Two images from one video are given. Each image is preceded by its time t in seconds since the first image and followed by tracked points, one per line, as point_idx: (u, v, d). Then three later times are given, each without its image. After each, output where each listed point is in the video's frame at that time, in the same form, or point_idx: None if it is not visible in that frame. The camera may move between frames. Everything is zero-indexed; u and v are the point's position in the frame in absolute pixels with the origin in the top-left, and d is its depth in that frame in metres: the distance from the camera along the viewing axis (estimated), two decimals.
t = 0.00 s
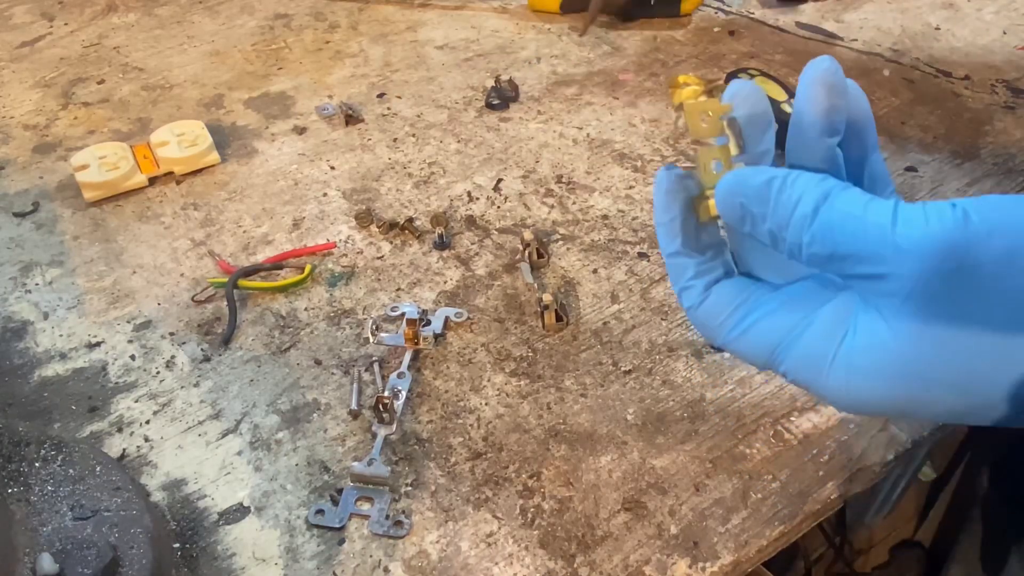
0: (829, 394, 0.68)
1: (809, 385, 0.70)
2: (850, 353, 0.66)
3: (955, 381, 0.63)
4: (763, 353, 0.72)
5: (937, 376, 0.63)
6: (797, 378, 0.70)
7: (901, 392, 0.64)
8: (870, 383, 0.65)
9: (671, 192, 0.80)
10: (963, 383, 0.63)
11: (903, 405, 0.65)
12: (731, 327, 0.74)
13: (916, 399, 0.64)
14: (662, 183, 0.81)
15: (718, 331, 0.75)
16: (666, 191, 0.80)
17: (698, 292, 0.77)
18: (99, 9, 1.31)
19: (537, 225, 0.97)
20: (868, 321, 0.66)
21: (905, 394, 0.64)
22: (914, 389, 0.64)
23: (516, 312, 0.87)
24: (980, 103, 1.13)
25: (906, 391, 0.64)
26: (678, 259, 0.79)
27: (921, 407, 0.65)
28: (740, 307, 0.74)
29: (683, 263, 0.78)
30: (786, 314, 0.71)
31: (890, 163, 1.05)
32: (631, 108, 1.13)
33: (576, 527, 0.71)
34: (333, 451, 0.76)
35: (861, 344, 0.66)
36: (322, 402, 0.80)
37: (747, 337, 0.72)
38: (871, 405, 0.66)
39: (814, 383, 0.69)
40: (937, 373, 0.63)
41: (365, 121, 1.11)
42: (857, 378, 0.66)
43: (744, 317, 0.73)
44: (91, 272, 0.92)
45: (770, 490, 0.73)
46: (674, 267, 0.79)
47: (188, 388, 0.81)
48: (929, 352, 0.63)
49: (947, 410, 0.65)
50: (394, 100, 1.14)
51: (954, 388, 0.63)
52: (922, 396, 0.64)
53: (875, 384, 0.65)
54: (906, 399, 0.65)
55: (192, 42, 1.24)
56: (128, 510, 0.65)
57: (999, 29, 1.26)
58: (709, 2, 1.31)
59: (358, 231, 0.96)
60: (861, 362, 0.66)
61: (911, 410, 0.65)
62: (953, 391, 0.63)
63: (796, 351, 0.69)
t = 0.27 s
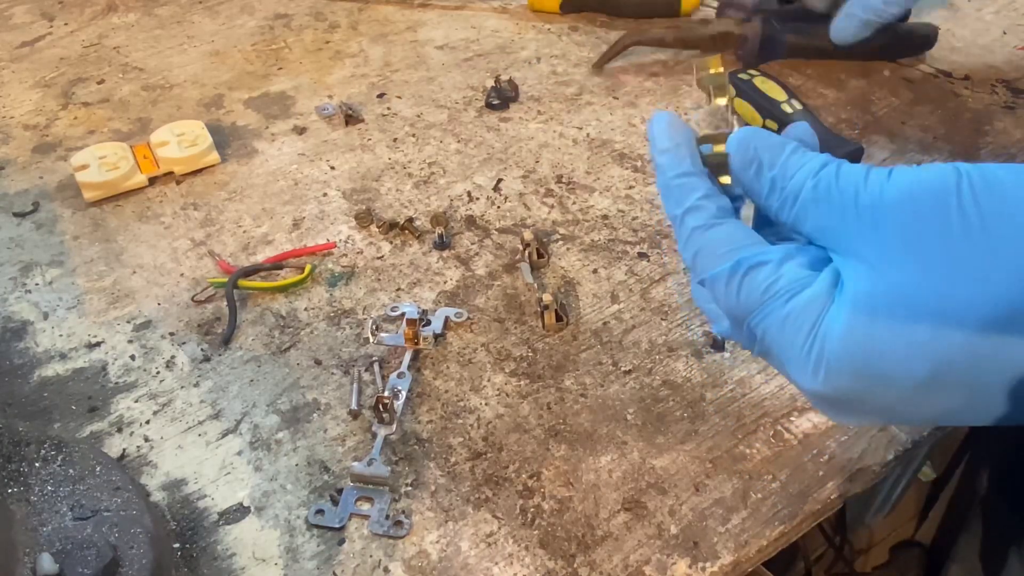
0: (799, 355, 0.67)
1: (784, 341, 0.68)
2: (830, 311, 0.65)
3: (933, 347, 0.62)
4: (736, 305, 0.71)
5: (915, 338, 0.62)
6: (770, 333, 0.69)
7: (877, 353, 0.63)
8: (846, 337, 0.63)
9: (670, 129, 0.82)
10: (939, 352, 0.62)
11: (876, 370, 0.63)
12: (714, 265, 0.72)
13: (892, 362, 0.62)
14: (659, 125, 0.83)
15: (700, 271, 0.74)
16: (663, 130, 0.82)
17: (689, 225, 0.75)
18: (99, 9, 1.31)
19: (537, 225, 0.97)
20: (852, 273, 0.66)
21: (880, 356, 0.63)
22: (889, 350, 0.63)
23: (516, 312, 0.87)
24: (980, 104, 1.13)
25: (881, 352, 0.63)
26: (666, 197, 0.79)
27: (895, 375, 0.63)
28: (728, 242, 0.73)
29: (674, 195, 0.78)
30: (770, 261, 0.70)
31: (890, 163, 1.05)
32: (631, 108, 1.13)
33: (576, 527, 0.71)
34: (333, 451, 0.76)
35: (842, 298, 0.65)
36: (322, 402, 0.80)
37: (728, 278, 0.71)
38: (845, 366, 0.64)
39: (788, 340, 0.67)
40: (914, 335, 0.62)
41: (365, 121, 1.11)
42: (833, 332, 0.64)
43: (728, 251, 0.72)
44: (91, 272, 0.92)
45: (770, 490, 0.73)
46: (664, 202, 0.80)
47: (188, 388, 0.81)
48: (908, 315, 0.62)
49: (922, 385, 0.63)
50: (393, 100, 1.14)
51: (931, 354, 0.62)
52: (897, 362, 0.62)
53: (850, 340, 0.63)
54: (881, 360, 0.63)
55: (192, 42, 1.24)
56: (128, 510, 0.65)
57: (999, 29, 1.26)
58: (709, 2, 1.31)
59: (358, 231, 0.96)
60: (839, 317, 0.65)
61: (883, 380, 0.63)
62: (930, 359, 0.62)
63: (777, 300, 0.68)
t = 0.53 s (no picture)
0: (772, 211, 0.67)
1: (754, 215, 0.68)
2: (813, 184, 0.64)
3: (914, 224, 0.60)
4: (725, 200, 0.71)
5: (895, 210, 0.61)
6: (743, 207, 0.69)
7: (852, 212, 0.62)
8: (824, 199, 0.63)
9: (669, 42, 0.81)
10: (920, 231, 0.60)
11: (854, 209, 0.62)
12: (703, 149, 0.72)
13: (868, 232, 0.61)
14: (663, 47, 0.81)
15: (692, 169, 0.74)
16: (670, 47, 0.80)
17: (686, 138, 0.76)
18: (99, 9, 1.31)
19: (537, 225, 0.97)
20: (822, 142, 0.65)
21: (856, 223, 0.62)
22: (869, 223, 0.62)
23: (516, 312, 0.87)
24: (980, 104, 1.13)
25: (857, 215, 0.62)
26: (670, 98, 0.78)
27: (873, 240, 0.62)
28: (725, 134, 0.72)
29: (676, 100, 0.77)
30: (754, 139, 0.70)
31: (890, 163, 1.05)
32: (631, 108, 1.13)
33: (576, 527, 0.71)
34: (333, 451, 0.76)
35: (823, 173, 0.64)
36: (322, 402, 0.80)
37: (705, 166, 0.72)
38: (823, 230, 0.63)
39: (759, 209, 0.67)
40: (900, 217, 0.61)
41: (365, 121, 1.11)
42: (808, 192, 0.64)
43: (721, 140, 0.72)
44: (91, 272, 0.92)
45: (770, 490, 0.73)
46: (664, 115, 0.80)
47: (188, 388, 0.81)
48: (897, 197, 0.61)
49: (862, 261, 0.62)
50: (393, 100, 1.14)
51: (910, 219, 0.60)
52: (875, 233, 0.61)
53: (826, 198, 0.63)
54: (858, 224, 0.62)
55: (192, 42, 1.24)
56: (128, 510, 0.65)
57: (999, 29, 1.26)
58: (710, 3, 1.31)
59: (358, 231, 0.96)
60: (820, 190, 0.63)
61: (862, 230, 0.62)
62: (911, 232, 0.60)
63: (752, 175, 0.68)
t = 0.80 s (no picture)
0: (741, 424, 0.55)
1: (709, 419, 0.56)
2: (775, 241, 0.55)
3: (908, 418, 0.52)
4: (546, 310, 0.66)
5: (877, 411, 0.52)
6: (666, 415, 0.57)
7: (834, 375, 0.52)
8: (793, 358, 0.52)
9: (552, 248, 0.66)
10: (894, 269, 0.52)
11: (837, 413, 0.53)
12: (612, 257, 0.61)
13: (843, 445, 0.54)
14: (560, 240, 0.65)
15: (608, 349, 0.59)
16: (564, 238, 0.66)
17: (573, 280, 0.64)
18: (99, 9, 1.31)
19: (537, 225, 0.97)
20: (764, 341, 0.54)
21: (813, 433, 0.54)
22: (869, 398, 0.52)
23: (516, 312, 0.87)
24: (980, 104, 1.13)
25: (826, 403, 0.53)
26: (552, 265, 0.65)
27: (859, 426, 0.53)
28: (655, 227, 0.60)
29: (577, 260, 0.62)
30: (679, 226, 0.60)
31: (890, 163, 1.05)
32: (631, 108, 1.13)
33: (576, 527, 0.71)
34: (333, 451, 0.76)
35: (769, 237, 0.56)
36: (322, 402, 0.80)
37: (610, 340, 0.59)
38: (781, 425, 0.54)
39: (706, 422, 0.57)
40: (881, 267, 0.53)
41: (365, 121, 1.11)
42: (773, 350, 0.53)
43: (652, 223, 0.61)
44: (91, 272, 0.92)
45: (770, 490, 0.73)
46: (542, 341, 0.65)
47: (188, 388, 0.81)
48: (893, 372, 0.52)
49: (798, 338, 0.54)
50: (393, 100, 1.14)
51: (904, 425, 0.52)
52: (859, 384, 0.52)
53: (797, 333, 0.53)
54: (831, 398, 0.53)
55: (192, 43, 1.24)
56: (128, 510, 0.65)
57: (999, 29, 1.26)
58: (709, 3, 1.31)
59: (358, 231, 0.96)
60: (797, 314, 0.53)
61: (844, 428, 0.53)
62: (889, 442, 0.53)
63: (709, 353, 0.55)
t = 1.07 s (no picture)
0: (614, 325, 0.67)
1: (574, 321, 0.68)
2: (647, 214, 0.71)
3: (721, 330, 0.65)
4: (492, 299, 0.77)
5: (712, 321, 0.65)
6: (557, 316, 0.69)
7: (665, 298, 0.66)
8: (633, 288, 0.67)
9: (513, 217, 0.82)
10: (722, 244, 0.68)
11: (678, 329, 0.65)
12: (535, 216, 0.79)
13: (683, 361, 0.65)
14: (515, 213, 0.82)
15: (515, 286, 0.72)
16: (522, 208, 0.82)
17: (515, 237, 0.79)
18: (99, 9, 1.31)
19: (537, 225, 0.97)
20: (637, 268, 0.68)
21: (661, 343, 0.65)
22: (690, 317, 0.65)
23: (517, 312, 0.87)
24: (980, 104, 1.13)
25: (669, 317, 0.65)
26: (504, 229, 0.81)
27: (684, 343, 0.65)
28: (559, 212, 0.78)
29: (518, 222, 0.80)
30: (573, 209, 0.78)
31: (890, 163, 1.05)
32: (631, 108, 1.13)
33: (576, 527, 0.71)
34: (333, 451, 0.76)
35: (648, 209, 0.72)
36: (322, 402, 0.80)
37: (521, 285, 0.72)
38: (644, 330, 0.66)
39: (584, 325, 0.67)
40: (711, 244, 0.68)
41: (365, 121, 1.11)
42: (619, 281, 0.67)
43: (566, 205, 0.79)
44: (91, 272, 0.92)
45: (770, 490, 0.73)
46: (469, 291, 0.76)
47: (188, 388, 0.81)
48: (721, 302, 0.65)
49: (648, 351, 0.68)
50: (393, 100, 1.14)
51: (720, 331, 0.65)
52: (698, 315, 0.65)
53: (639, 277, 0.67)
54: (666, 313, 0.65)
55: (192, 43, 1.24)
56: (128, 510, 0.65)
57: (999, 28, 1.26)
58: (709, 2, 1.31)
59: (358, 231, 0.96)
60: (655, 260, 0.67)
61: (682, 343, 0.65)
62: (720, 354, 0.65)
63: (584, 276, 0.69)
